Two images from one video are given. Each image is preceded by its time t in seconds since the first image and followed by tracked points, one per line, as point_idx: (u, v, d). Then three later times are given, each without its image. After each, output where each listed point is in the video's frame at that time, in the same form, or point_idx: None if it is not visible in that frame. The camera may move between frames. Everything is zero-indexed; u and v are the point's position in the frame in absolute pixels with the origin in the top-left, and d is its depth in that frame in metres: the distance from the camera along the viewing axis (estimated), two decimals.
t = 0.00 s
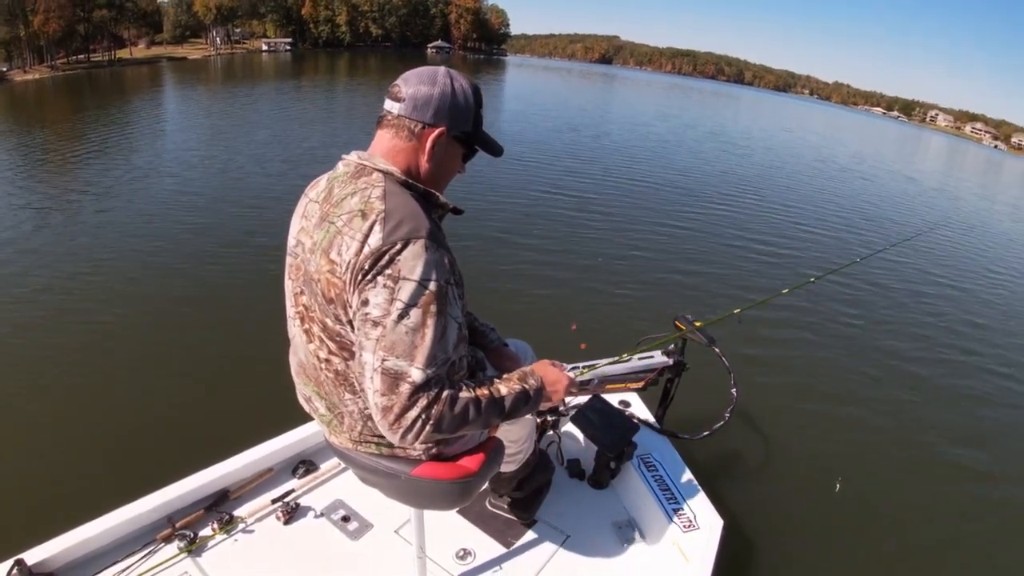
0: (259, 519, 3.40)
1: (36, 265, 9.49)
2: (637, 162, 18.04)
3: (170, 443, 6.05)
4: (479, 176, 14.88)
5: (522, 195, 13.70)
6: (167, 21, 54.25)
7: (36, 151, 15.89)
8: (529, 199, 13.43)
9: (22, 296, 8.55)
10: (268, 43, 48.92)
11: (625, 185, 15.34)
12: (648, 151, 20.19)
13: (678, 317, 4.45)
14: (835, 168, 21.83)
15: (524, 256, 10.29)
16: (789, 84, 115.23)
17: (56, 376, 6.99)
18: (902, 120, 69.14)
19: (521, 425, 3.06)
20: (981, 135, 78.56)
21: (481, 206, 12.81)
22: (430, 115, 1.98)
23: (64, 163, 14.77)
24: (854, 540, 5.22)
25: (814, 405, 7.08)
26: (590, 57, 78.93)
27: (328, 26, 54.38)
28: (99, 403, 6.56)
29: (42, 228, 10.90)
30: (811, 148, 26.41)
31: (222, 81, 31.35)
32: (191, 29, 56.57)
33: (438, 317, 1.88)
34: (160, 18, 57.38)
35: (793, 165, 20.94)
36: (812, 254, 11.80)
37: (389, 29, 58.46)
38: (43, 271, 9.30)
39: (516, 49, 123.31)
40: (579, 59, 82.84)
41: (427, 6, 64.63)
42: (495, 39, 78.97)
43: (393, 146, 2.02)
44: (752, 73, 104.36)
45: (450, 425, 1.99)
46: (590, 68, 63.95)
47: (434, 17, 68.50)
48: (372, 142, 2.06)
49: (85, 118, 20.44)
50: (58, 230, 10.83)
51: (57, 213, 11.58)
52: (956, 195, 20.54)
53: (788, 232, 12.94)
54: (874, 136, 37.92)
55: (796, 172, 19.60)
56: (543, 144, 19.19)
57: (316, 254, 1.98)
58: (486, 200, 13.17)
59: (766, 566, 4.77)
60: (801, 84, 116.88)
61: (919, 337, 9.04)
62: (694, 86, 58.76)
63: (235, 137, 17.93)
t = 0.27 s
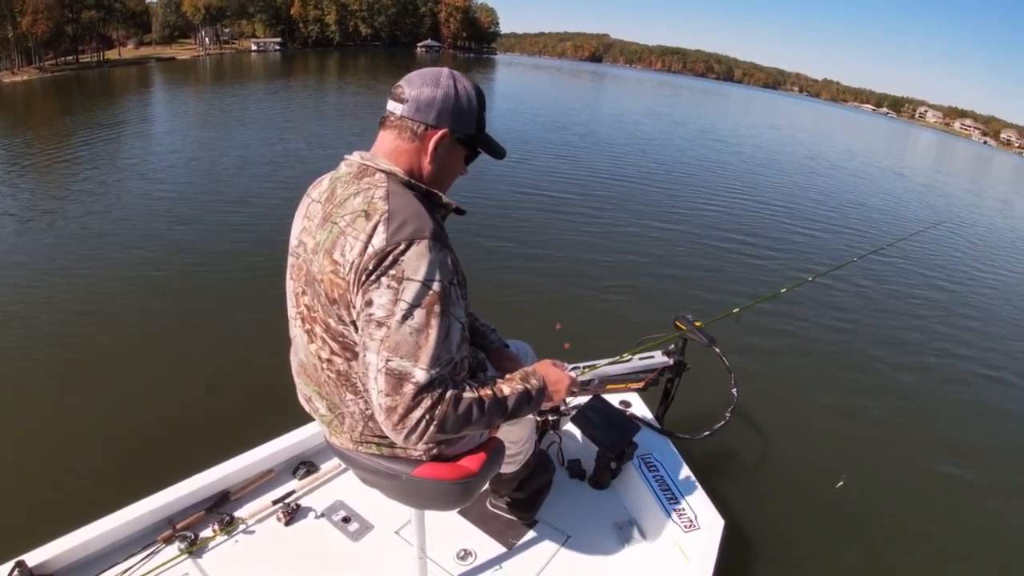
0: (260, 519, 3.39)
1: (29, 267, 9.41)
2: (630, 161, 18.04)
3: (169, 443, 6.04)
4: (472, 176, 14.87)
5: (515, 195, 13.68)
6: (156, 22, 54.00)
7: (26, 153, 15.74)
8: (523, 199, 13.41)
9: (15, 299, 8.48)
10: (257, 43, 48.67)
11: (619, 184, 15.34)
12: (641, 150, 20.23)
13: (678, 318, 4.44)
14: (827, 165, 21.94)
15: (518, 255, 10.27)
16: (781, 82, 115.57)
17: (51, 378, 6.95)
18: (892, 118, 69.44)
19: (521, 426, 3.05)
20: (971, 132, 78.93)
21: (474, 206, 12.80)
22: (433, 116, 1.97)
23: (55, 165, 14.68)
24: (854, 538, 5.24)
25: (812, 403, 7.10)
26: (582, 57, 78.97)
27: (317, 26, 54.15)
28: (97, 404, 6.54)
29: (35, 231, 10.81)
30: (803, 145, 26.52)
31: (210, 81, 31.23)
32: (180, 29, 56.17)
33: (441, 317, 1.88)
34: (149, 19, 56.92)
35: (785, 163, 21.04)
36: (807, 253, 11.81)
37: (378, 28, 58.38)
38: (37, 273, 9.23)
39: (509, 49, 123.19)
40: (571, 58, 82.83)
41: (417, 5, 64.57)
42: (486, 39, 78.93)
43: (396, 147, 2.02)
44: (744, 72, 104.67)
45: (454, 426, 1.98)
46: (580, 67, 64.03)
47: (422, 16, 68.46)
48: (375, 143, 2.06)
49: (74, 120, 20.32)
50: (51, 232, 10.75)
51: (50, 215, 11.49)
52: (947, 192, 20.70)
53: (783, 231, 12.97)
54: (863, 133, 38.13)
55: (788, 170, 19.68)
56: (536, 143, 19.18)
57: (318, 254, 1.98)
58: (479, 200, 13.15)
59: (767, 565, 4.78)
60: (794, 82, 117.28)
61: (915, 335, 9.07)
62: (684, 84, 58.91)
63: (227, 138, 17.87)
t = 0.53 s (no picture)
0: (260, 519, 3.38)
1: (22, 269, 9.32)
2: (624, 160, 18.05)
3: (166, 444, 6.01)
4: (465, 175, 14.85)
5: (509, 194, 13.67)
6: (145, 22, 53.71)
7: (16, 154, 15.60)
8: (518, 198, 13.39)
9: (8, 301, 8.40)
10: (247, 42, 48.52)
11: (614, 183, 15.34)
12: (635, 149, 20.24)
13: (678, 318, 4.45)
14: (819, 163, 22.04)
15: (513, 253, 10.25)
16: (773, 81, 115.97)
17: (46, 380, 6.90)
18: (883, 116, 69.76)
19: (522, 426, 3.05)
20: (962, 130, 79.39)
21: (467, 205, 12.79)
22: (436, 116, 1.97)
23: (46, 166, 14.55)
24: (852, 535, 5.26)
25: (809, 402, 7.12)
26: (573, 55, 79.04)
27: (307, 25, 53.89)
28: (94, 406, 6.50)
29: (27, 232, 10.73)
30: (794, 143, 26.64)
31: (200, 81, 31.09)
32: (170, 29, 55.72)
33: (444, 317, 1.87)
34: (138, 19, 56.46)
35: (778, 161, 21.11)
36: (803, 252, 11.84)
37: (368, 27, 58.32)
38: (30, 274, 9.15)
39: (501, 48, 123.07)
40: (563, 56, 82.85)
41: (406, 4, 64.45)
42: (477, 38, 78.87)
43: (399, 147, 2.01)
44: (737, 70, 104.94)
45: (456, 426, 1.98)
46: (571, 66, 64.08)
47: (413, 15, 68.33)
48: (377, 143, 2.06)
49: (65, 121, 20.18)
50: (44, 234, 10.67)
51: (42, 217, 11.40)
52: (939, 189, 20.83)
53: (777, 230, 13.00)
54: (853, 130, 38.35)
55: (782, 169, 19.75)
56: (528, 142, 19.17)
57: (320, 254, 1.97)
58: (473, 199, 13.14)
59: (766, 564, 4.79)
60: (786, 81, 117.66)
61: (910, 333, 9.10)
62: (676, 83, 59.02)
63: (219, 138, 17.79)
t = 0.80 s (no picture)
0: (259, 518, 3.37)
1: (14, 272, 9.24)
2: (617, 160, 18.09)
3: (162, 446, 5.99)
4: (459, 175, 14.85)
5: (503, 194, 13.67)
6: (134, 22, 53.41)
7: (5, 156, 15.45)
8: (511, 198, 13.39)
9: None
10: (237, 43, 48.36)
11: (607, 183, 15.37)
12: (628, 148, 20.28)
13: (678, 317, 4.45)
14: (810, 162, 22.17)
15: (508, 254, 10.26)
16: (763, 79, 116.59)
17: (40, 382, 6.84)
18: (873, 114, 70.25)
19: (521, 425, 3.05)
20: (950, 127, 80.03)
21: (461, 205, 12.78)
22: (436, 115, 1.97)
23: (36, 168, 14.43)
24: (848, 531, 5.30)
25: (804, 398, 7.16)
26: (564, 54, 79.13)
27: (297, 25, 53.58)
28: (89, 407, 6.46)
29: (19, 234, 10.63)
30: (785, 142, 26.80)
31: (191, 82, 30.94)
32: (159, 30, 55.29)
33: (443, 316, 1.87)
34: (127, 20, 56.00)
35: (770, 160, 21.21)
36: (796, 250, 11.91)
37: (359, 27, 58.30)
38: (22, 277, 9.06)
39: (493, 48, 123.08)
40: (555, 55, 82.99)
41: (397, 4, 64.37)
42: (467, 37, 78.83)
43: (398, 146, 2.01)
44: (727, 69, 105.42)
45: (454, 424, 1.98)
46: (562, 65, 64.19)
47: (404, 14, 68.25)
48: (377, 142, 2.06)
49: (55, 122, 20.03)
50: (35, 236, 10.57)
51: (34, 219, 11.30)
52: (929, 187, 21.00)
53: (771, 229, 13.07)
54: (843, 128, 38.62)
55: (773, 168, 19.85)
56: (522, 142, 19.18)
57: (320, 253, 1.97)
58: (467, 199, 13.14)
59: (763, 561, 4.82)
60: (776, 79, 118.27)
61: (903, 329, 9.16)
62: (667, 82, 59.23)
63: (211, 139, 17.71)
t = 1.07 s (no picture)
0: (259, 518, 3.37)
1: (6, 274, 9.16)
2: (610, 160, 18.14)
3: (158, 446, 5.96)
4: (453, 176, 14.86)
5: (496, 194, 13.67)
6: (124, 24, 53.17)
7: None
8: (505, 198, 13.40)
9: None
10: (228, 44, 48.26)
11: (601, 182, 15.40)
12: (620, 148, 20.33)
13: (677, 317, 4.44)
14: (802, 161, 22.29)
15: (504, 255, 10.27)
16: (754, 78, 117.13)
17: (35, 384, 6.79)
18: (862, 113, 70.74)
19: (521, 424, 3.06)
20: (939, 125, 80.68)
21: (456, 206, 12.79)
22: (432, 113, 1.97)
23: (27, 170, 14.32)
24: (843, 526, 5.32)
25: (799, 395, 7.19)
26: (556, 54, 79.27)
27: (288, 26, 53.45)
28: (84, 409, 6.43)
29: (10, 237, 10.55)
30: (777, 141, 26.94)
31: (182, 83, 30.84)
32: (150, 31, 54.98)
33: (440, 314, 1.87)
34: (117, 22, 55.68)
35: (762, 159, 21.32)
36: (789, 248, 11.97)
37: (350, 27, 58.18)
38: (14, 279, 8.99)
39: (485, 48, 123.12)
40: (547, 55, 83.16)
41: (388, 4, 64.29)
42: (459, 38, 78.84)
43: (394, 145, 2.01)
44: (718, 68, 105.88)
45: (452, 422, 1.98)
46: (553, 65, 64.33)
47: (394, 15, 68.22)
48: (373, 141, 2.06)
49: (45, 124, 19.91)
50: (27, 239, 10.50)
51: (26, 222, 11.22)
52: (920, 185, 21.15)
53: (763, 227, 13.13)
54: (834, 127, 38.87)
55: (765, 167, 19.95)
56: (515, 143, 19.20)
57: (317, 252, 1.97)
58: (461, 200, 13.15)
59: (761, 557, 4.84)
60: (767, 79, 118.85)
61: (896, 326, 9.23)
62: (658, 82, 59.46)
63: (203, 140, 17.65)
